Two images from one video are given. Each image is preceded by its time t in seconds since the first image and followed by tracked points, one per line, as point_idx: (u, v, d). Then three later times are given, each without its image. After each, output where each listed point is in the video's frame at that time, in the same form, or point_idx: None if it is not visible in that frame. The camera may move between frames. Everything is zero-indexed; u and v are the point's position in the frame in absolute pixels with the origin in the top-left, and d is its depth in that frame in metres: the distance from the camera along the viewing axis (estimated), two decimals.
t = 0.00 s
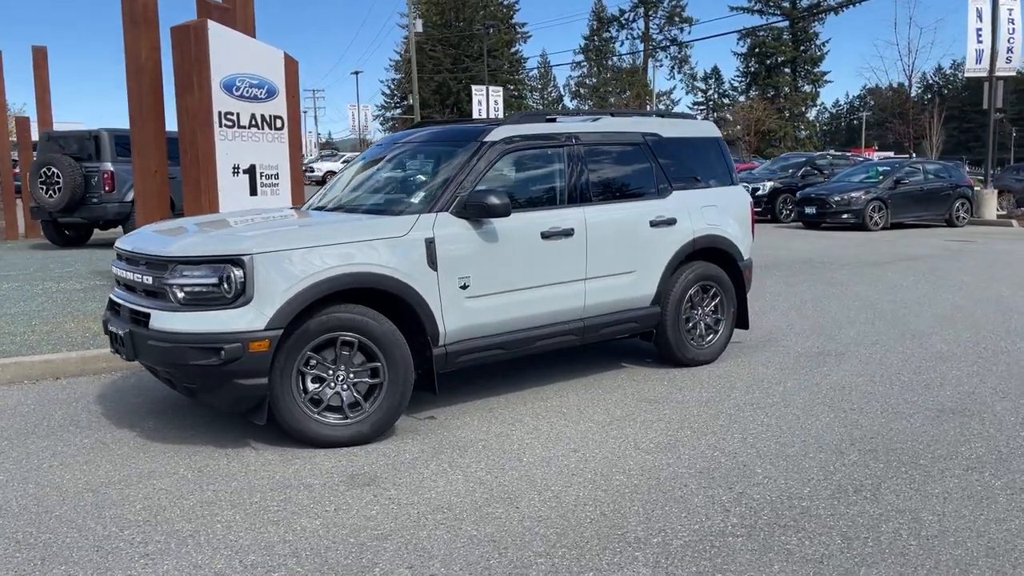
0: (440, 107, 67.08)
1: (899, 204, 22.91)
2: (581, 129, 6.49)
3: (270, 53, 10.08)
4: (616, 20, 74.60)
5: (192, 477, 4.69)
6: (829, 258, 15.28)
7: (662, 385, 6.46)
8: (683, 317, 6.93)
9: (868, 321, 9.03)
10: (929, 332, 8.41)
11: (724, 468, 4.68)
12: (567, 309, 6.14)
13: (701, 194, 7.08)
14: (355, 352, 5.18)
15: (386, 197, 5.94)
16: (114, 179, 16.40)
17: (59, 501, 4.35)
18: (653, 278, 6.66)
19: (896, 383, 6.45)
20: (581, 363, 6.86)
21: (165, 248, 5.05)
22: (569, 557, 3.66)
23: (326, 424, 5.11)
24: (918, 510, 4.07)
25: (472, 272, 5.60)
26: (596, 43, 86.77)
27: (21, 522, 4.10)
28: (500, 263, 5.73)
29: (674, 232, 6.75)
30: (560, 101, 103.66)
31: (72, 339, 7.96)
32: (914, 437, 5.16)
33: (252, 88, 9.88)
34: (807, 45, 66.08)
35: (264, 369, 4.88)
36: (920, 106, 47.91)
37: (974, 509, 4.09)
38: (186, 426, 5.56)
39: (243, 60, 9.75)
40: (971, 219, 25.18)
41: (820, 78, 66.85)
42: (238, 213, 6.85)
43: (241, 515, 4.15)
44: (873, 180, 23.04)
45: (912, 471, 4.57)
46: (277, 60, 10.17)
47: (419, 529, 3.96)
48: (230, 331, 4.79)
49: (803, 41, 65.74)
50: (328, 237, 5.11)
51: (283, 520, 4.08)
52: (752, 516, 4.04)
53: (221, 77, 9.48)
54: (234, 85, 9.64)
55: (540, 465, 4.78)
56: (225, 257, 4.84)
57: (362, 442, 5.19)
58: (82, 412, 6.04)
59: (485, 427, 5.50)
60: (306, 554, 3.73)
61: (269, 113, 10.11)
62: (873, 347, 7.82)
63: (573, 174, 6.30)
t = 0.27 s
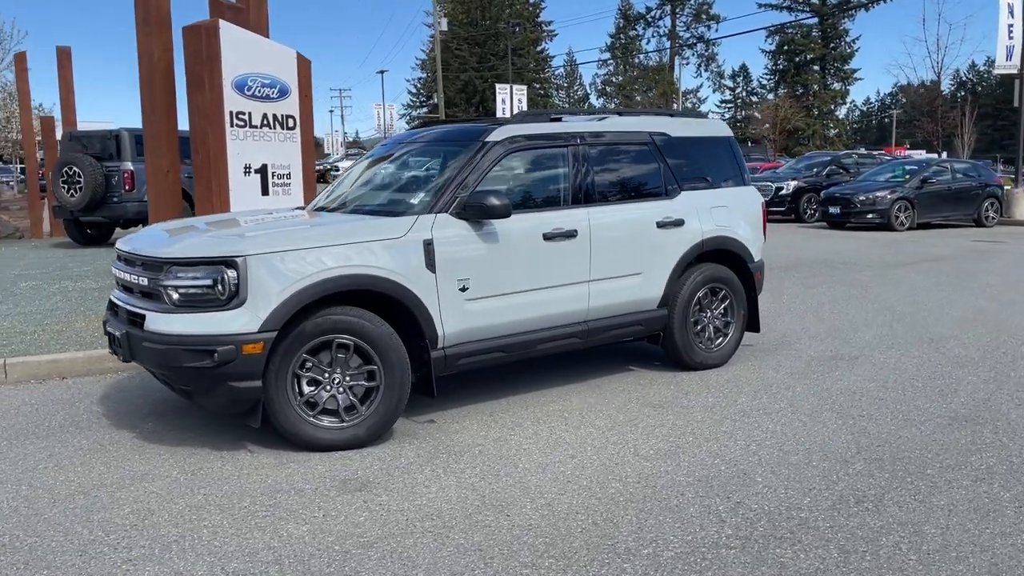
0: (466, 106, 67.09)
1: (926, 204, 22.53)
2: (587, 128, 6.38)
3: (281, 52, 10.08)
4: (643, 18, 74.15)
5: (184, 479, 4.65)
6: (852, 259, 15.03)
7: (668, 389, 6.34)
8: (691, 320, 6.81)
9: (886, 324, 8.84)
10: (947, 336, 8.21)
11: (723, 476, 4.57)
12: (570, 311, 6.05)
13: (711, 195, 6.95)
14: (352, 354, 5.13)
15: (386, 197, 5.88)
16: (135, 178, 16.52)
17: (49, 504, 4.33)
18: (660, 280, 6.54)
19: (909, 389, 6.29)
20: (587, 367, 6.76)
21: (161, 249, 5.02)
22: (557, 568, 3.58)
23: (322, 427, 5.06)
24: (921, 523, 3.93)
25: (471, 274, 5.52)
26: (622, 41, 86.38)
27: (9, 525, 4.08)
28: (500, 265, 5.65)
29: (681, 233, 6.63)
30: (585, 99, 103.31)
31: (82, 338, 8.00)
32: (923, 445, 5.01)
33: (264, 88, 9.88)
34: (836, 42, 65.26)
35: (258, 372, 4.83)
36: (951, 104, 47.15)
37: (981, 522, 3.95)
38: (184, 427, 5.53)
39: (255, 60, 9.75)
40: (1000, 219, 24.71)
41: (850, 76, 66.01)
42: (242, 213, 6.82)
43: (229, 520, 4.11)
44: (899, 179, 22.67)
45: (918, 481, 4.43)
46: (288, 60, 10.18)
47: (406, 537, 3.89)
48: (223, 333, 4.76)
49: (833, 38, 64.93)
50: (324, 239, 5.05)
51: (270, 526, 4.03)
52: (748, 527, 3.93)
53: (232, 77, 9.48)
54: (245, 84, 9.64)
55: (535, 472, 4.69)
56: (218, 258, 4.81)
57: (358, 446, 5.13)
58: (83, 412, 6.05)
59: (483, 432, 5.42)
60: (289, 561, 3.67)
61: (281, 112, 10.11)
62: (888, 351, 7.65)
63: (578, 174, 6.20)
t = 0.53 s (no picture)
0: (491, 104, 67.08)
1: (953, 203, 22.15)
2: (591, 127, 6.30)
3: (293, 51, 10.11)
4: (669, 16, 73.68)
5: (178, 479, 4.65)
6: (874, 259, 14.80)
7: (672, 392, 6.25)
8: (698, 321, 6.72)
9: (903, 326, 8.67)
10: (965, 339, 8.03)
11: (720, 482, 4.48)
12: (572, 312, 5.98)
13: (719, 194, 6.84)
14: (348, 355, 5.10)
15: (386, 196, 5.85)
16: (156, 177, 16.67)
17: (42, 503, 4.34)
18: (665, 281, 6.45)
19: (920, 393, 6.14)
20: (592, 368, 6.68)
21: (157, 249, 5.02)
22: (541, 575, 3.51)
23: (318, 428, 5.04)
24: (920, 533, 3.82)
25: (470, 274, 5.48)
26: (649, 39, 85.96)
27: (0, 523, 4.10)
28: (500, 266, 5.60)
29: (688, 233, 6.54)
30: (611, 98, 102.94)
31: (93, 336, 8.05)
32: (930, 452, 4.88)
33: (277, 87, 9.91)
34: (867, 39, 64.40)
35: (252, 372, 4.82)
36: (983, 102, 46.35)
37: (983, 533, 3.83)
38: (183, 427, 5.54)
39: (268, 59, 9.77)
40: None
41: (879, 73, 65.14)
42: (246, 212, 6.83)
43: (217, 521, 4.09)
44: (926, 178, 22.31)
45: (921, 489, 4.31)
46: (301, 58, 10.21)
47: (391, 541, 3.85)
48: (217, 333, 4.75)
49: (863, 35, 64.08)
50: (320, 239, 5.03)
51: (257, 527, 4.01)
52: (741, 535, 3.84)
53: (245, 77, 9.50)
54: (258, 84, 9.66)
55: (529, 475, 4.63)
56: (213, 258, 4.80)
57: (354, 447, 5.11)
58: (87, 410, 6.08)
59: (481, 433, 5.37)
60: (272, 565, 3.64)
61: (294, 111, 10.14)
62: (902, 354, 7.49)
63: (581, 174, 6.13)
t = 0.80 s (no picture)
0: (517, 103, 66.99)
1: (981, 202, 21.77)
2: (591, 127, 6.26)
3: (305, 51, 10.16)
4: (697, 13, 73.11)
5: (169, 479, 4.68)
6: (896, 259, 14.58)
7: (673, 395, 6.19)
8: (701, 322, 6.65)
9: (916, 329, 8.52)
10: (979, 343, 7.87)
11: (710, 488, 4.42)
12: (571, 313, 5.95)
13: (724, 194, 6.75)
14: (341, 356, 5.10)
15: (386, 195, 5.85)
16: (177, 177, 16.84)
17: (33, 502, 4.39)
18: (667, 282, 6.39)
19: (926, 397, 6.03)
20: (593, 370, 6.64)
21: (152, 250, 5.06)
22: None
23: (310, 429, 5.04)
24: (908, 543, 3.75)
25: (465, 275, 5.46)
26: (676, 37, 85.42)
27: None
28: (496, 267, 5.57)
29: (691, 234, 6.46)
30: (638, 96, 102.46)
31: (103, 335, 8.15)
32: (929, 458, 4.78)
33: (289, 88, 9.96)
34: (899, 35, 63.47)
35: (244, 372, 4.84)
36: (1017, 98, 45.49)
37: (974, 543, 3.74)
38: (181, 426, 5.58)
39: (279, 60, 9.82)
40: None
41: (911, 70, 64.18)
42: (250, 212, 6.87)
43: (202, 521, 4.11)
44: (953, 177, 21.95)
45: (914, 497, 4.22)
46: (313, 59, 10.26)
47: (372, 544, 3.84)
48: (209, 334, 4.77)
49: (895, 31, 63.15)
50: (313, 240, 5.03)
51: (240, 528, 4.02)
52: (724, 543, 3.79)
53: (256, 77, 9.56)
54: (269, 84, 9.72)
55: (518, 479, 4.61)
56: (205, 259, 4.82)
57: (347, 448, 5.11)
58: (90, 409, 6.15)
59: (475, 436, 5.35)
60: (251, 567, 3.65)
61: (306, 111, 10.19)
62: (913, 357, 7.36)
63: (582, 174, 6.10)
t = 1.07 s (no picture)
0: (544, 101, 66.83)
1: (1010, 201, 21.37)
2: (591, 127, 6.21)
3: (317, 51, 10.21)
4: (726, 10, 72.50)
5: (160, 477, 4.72)
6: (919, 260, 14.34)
7: (673, 397, 6.13)
8: (704, 323, 6.58)
9: (930, 331, 8.37)
10: (993, 346, 7.72)
11: (699, 492, 4.36)
12: (570, 314, 5.91)
13: (728, 194, 6.67)
14: (334, 356, 5.11)
15: (385, 194, 5.85)
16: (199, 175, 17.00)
17: (26, 499, 4.44)
18: (669, 283, 6.32)
19: (932, 401, 5.91)
20: (594, 371, 6.60)
21: (148, 249, 5.09)
22: None
23: (303, 429, 5.05)
24: (895, 551, 3.67)
25: (460, 276, 5.44)
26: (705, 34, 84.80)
27: None
28: (492, 267, 5.55)
29: (693, 234, 6.39)
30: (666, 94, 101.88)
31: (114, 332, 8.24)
32: (928, 464, 4.69)
33: (300, 87, 10.01)
34: (933, 32, 62.50)
35: (235, 371, 4.86)
36: None
37: (965, 553, 3.65)
38: (178, 424, 5.62)
39: (292, 60, 9.88)
40: None
41: (945, 66, 63.16)
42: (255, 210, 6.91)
43: (187, 520, 4.13)
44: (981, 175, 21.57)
45: (907, 504, 4.14)
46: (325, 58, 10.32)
47: (353, 545, 3.84)
48: (201, 333, 4.79)
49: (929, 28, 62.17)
50: (307, 239, 5.04)
51: (224, 528, 4.04)
52: (707, 548, 3.73)
53: (267, 77, 9.61)
54: (281, 84, 9.77)
55: (506, 481, 4.58)
56: (198, 258, 4.84)
57: (340, 448, 5.11)
58: (93, 405, 6.22)
59: (468, 437, 5.33)
60: (229, 566, 3.65)
61: (318, 111, 10.25)
62: (923, 360, 7.22)
63: (582, 174, 6.05)
